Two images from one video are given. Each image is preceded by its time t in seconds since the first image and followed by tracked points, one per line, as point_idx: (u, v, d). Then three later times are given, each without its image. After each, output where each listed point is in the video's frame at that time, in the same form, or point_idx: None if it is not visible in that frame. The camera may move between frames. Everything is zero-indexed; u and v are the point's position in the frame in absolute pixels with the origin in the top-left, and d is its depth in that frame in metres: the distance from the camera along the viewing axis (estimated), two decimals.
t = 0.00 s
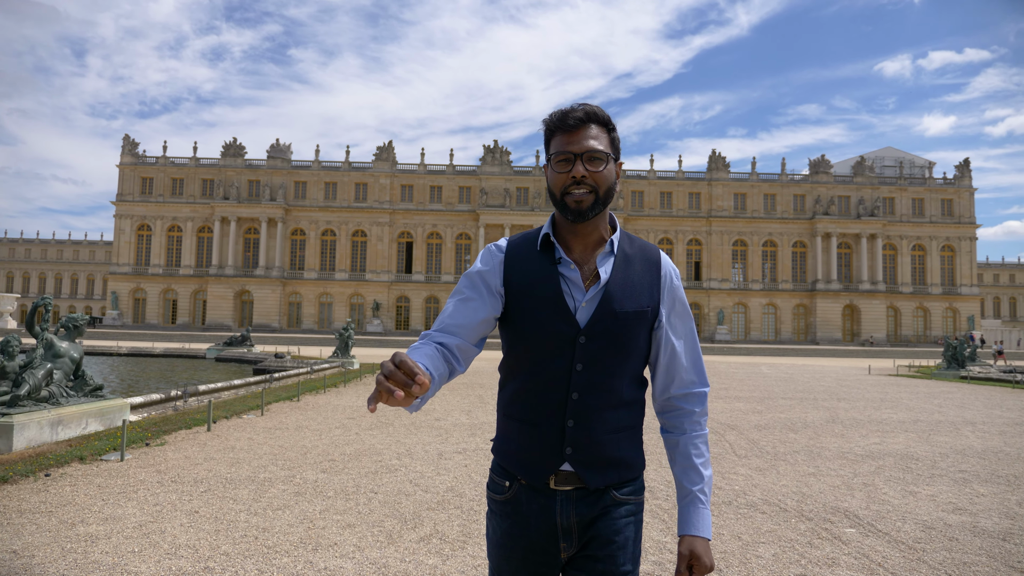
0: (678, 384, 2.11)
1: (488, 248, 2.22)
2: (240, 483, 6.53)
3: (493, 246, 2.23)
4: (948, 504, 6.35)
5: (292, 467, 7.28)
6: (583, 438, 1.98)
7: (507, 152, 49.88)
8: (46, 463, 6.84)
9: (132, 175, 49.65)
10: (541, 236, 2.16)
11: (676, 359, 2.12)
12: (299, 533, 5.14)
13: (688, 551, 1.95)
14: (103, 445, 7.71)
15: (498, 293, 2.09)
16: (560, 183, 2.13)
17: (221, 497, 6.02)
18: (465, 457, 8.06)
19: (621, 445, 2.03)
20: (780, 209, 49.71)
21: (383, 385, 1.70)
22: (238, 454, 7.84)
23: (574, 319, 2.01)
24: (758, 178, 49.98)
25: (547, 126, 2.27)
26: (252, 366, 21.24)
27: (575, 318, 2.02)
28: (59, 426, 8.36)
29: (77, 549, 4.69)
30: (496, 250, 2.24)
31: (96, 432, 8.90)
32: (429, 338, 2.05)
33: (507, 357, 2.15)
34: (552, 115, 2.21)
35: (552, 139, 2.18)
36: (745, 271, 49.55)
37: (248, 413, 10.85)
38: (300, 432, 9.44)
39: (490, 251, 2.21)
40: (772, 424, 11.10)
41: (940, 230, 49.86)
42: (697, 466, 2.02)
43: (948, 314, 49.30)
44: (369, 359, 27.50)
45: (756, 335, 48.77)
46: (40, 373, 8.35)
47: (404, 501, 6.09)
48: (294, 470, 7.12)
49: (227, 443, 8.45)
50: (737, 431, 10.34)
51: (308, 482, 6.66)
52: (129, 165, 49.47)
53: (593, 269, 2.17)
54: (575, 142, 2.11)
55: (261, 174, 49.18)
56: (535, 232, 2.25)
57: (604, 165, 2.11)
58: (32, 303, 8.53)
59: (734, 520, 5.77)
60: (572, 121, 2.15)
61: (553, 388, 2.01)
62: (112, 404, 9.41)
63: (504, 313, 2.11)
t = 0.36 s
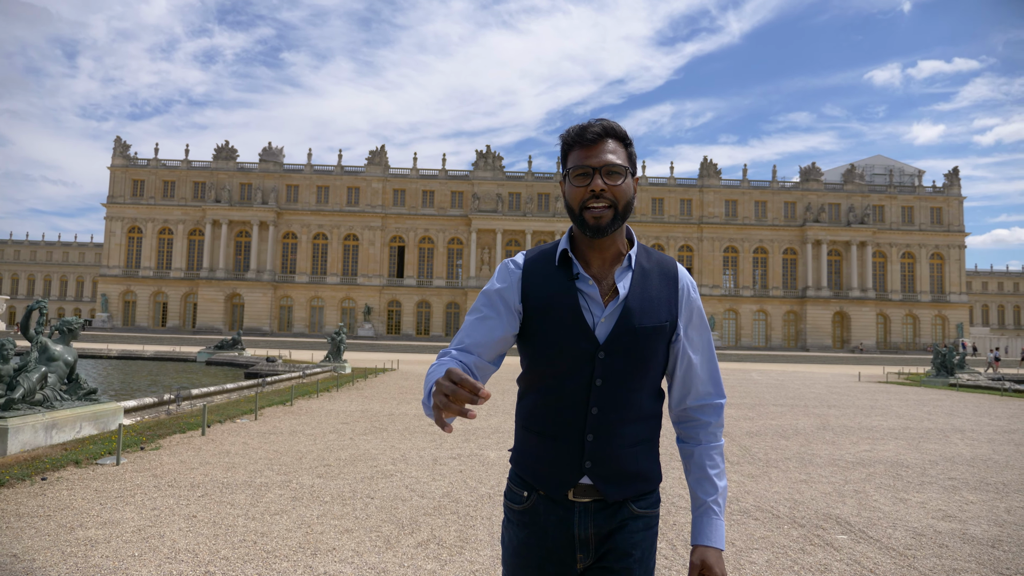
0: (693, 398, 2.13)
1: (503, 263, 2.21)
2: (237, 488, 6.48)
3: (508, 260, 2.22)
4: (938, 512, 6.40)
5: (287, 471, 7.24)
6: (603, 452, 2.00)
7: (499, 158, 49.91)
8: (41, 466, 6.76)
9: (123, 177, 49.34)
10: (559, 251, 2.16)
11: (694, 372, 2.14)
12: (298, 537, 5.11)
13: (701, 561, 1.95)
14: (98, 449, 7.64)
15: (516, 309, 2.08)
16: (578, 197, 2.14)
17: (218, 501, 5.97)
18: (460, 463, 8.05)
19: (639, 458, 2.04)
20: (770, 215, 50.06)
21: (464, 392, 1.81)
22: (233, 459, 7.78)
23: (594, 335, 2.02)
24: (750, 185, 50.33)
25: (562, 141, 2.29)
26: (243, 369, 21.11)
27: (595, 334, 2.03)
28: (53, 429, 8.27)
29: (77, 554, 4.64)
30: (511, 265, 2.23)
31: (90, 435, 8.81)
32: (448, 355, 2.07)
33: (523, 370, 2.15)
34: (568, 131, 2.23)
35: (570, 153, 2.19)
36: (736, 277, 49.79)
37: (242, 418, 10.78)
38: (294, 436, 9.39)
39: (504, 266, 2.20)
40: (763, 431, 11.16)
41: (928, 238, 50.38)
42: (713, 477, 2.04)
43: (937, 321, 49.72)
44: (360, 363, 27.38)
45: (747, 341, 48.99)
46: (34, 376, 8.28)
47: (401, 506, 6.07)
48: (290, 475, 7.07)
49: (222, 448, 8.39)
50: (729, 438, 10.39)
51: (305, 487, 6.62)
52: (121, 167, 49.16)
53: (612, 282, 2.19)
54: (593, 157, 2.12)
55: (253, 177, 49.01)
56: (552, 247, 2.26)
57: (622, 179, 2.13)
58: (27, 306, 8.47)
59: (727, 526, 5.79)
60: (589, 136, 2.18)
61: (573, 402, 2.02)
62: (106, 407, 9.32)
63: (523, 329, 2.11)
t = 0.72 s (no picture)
0: (699, 403, 2.11)
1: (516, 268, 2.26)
2: (233, 493, 6.44)
3: (520, 267, 2.27)
4: (929, 512, 6.45)
5: (284, 477, 7.20)
6: (605, 451, 2.00)
7: (492, 162, 49.89)
8: (35, 473, 6.70)
9: (114, 182, 49.05)
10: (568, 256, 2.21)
11: (699, 377, 2.11)
12: (296, 542, 5.08)
13: (694, 566, 1.91)
14: (93, 455, 7.57)
15: (525, 314, 2.13)
16: (587, 205, 2.18)
17: (214, 507, 5.93)
18: (455, 467, 8.04)
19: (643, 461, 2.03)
20: (762, 219, 50.33)
21: (495, 378, 1.87)
22: (229, 464, 7.73)
23: (598, 336, 2.04)
24: (741, 190, 50.60)
25: (572, 147, 2.32)
26: (235, 375, 20.97)
27: (599, 335, 2.05)
28: (47, 436, 8.19)
29: (75, 559, 4.60)
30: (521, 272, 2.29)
31: (84, 442, 8.73)
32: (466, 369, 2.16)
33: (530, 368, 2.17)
34: (579, 137, 2.25)
35: (580, 160, 2.22)
36: (728, 281, 50.01)
37: (237, 423, 10.72)
38: (289, 442, 9.35)
39: (517, 272, 2.26)
40: (756, 434, 11.20)
41: (918, 242, 50.78)
42: (715, 484, 2.01)
43: (927, 324, 50.11)
44: (354, 368, 27.27)
45: (739, 344, 49.20)
46: (28, 382, 8.21)
47: (397, 510, 6.05)
48: (286, 480, 7.03)
49: (217, 453, 8.34)
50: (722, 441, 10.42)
51: (301, 492, 6.59)
52: (111, 171, 48.85)
53: (617, 285, 2.22)
54: (602, 164, 2.15)
55: (245, 182, 48.79)
56: (561, 251, 2.31)
57: (631, 186, 2.16)
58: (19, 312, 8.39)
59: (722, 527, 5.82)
60: (599, 143, 2.19)
61: (577, 401, 2.03)
62: (100, 414, 9.24)
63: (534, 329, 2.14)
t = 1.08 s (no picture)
0: (660, 416, 1.96)
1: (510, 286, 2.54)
2: (218, 496, 6.38)
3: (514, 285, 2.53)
4: (907, 511, 6.56)
5: (269, 479, 7.15)
6: (560, 457, 2.04)
7: (477, 164, 49.84)
8: (18, 476, 6.60)
9: (95, 182, 48.32)
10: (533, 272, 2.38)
11: (657, 385, 1.95)
12: (282, 544, 5.05)
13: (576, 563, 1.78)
14: (76, 458, 7.46)
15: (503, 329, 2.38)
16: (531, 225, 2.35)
17: (200, 509, 5.87)
18: (441, 468, 8.03)
19: (590, 466, 2.01)
20: (745, 222, 50.83)
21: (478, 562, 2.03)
22: (213, 467, 7.66)
23: (550, 345, 2.14)
24: (725, 192, 51.05)
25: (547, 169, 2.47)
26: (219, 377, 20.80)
27: (552, 344, 2.14)
28: (29, 439, 8.06)
29: (61, 563, 4.53)
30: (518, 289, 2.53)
31: (66, 445, 8.60)
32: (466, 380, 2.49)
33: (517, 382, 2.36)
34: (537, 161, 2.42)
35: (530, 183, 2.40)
36: (712, 283, 50.48)
37: (221, 426, 10.62)
38: (274, 444, 9.28)
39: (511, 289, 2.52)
40: (739, 435, 11.31)
41: (899, 244, 51.54)
42: (649, 495, 1.82)
43: (907, 325, 50.86)
44: (339, 370, 27.10)
45: (723, 346, 49.60)
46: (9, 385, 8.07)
47: (383, 512, 6.03)
48: (271, 483, 6.98)
49: (202, 456, 8.26)
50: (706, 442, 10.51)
51: (287, 494, 6.54)
52: (92, 172, 48.15)
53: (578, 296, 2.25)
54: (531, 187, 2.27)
55: (228, 183, 48.31)
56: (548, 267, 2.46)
57: (554, 202, 2.21)
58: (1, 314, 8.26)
59: (705, 527, 5.87)
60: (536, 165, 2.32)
61: (537, 409, 2.14)
62: (82, 417, 9.10)
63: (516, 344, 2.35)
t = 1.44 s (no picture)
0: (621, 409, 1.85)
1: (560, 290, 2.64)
2: (204, 494, 6.33)
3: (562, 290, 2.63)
4: (890, 508, 6.66)
5: (256, 478, 7.10)
6: (548, 454, 2.14)
7: (464, 163, 49.70)
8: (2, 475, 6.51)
9: (78, 181, 47.70)
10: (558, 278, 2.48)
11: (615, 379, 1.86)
12: (269, 542, 5.03)
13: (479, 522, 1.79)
14: (62, 457, 7.38)
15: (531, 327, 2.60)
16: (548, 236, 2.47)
17: (187, 508, 5.82)
18: (428, 467, 8.03)
19: (567, 463, 2.08)
20: (731, 221, 51.20)
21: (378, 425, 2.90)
22: (200, 465, 7.60)
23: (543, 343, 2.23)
24: (711, 192, 51.37)
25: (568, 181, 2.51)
26: (205, 376, 20.61)
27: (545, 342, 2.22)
28: (14, 438, 7.95)
29: (47, 561, 4.48)
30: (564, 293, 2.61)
31: (51, 444, 8.48)
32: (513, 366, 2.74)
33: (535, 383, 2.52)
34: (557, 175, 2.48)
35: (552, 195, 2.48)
36: (698, 282, 50.83)
37: (207, 425, 10.53)
38: (261, 442, 9.22)
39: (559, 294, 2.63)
40: (725, 433, 11.40)
41: (884, 244, 52.16)
42: (571, 476, 1.72)
43: (892, 324, 51.51)
44: (325, 369, 26.94)
45: (709, 345, 49.90)
46: None
47: (371, 510, 6.02)
48: (258, 481, 6.94)
49: (188, 455, 8.19)
50: (692, 440, 10.57)
51: (274, 492, 6.51)
52: (75, 170, 47.49)
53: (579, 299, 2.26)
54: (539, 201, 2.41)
55: (214, 181, 47.82)
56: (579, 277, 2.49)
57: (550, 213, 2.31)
58: None
59: (690, 524, 5.91)
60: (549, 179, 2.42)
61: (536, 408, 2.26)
62: (67, 416, 8.98)
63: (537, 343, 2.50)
